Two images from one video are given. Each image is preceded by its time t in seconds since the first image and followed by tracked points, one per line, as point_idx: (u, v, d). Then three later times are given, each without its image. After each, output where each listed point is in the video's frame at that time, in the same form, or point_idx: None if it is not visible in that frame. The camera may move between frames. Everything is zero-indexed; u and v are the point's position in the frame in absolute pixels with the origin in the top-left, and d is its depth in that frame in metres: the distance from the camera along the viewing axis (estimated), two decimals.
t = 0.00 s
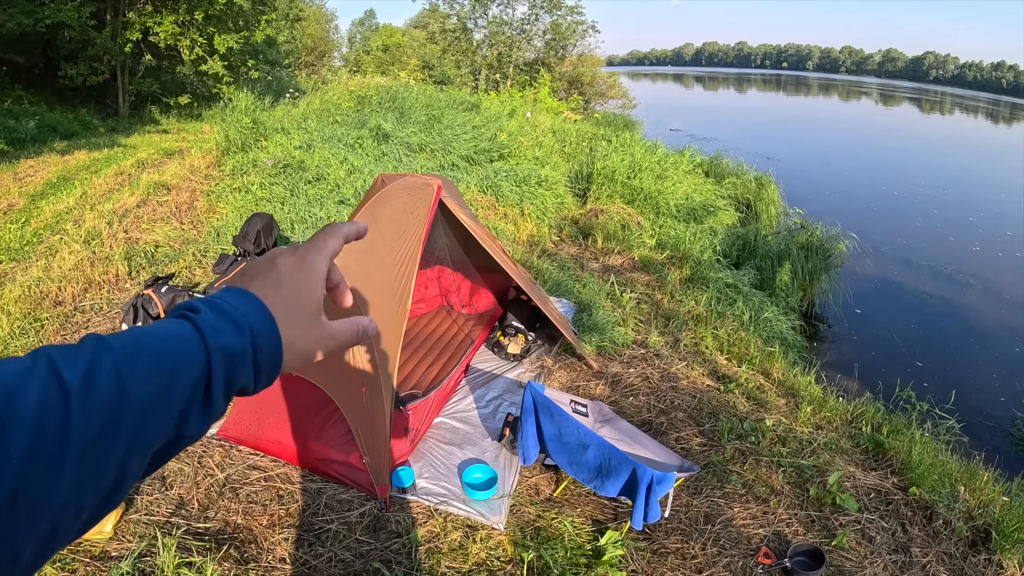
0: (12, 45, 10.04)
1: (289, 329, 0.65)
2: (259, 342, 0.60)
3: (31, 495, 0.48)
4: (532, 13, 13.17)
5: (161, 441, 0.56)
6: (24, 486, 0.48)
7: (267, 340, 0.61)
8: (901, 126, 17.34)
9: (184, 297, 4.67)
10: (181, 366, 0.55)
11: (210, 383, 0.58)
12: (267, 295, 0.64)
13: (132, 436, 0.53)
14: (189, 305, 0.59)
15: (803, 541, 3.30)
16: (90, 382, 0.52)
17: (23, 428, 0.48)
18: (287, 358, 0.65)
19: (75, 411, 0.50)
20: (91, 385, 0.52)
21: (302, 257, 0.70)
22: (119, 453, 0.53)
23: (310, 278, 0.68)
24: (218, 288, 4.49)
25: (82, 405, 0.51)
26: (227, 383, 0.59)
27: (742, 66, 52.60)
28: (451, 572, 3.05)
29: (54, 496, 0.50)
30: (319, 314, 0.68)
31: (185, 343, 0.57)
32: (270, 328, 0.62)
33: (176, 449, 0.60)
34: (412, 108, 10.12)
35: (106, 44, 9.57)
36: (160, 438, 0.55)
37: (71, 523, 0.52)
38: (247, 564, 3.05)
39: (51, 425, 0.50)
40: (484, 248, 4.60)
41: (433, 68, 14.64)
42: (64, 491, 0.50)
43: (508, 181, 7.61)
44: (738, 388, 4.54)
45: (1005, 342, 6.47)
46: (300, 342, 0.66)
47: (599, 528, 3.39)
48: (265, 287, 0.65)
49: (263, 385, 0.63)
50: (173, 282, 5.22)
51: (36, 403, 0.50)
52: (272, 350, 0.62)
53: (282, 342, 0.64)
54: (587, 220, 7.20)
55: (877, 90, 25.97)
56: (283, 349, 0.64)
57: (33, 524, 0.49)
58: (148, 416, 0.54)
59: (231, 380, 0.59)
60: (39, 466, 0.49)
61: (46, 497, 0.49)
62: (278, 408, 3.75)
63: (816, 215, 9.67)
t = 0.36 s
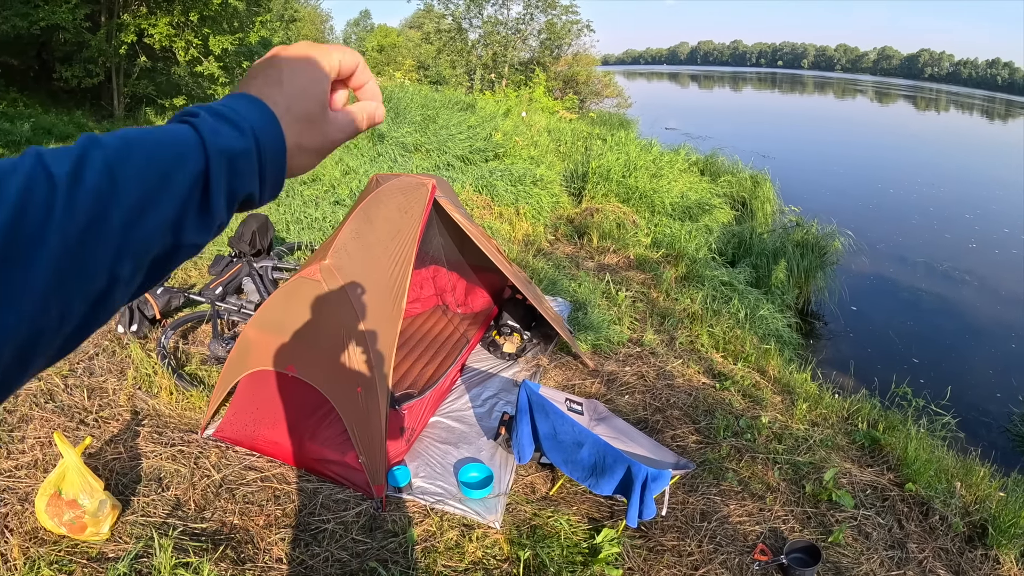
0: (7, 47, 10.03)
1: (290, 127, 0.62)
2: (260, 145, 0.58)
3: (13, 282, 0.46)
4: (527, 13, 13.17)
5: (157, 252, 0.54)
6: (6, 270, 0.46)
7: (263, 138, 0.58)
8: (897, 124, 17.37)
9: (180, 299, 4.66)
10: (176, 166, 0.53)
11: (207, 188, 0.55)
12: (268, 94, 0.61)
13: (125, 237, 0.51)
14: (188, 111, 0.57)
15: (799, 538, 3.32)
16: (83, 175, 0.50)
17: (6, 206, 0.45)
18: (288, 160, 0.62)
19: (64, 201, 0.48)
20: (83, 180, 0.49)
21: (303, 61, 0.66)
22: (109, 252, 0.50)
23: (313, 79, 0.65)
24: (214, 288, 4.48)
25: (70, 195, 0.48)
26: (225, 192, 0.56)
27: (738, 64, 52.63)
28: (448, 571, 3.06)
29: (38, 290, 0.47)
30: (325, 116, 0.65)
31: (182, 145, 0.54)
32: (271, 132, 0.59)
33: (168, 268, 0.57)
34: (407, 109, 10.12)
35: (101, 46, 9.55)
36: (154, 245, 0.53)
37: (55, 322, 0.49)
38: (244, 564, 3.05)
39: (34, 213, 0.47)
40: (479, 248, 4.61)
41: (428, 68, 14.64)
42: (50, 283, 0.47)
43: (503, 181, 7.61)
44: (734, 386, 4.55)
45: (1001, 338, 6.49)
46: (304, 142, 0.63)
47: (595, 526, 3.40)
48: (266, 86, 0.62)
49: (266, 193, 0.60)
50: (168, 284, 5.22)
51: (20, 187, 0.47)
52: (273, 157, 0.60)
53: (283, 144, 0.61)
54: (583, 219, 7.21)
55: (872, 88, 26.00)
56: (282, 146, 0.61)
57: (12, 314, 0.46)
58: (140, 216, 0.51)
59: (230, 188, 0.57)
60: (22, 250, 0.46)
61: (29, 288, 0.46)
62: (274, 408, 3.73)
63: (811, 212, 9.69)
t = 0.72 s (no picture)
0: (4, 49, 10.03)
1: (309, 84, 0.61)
2: (279, 96, 0.56)
3: (35, 211, 0.43)
4: (524, 12, 13.19)
5: (174, 198, 0.52)
6: (23, 200, 0.42)
7: (286, 87, 0.57)
8: (894, 123, 17.39)
9: (176, 299, 4.65)
10: (199, 110, 0.51)
11: (227, 135, 0.53)
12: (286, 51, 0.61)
13: (146, 177, 0.49)
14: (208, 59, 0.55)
15: (794, 536, 3.33)
16: (106, 113, 0.47)
17: (30, 135, 0.43)
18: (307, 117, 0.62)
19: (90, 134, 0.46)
20: (107, 117, 0.47)
21: (318, 19, 0.66)
22: (131, 191, 0.48)
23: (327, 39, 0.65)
24: (210, 288, 4.46)
25: (95, 129, 0.46)
26: (244, 142, 0.55)
27: (736, 63, 52.70)
28: (443, 570, 3.06)
29: (57, 222, 0.44)
30: (335, 74, 0.65)
31: (204, 89, 0.52)
32: (291, 84, 0.58)
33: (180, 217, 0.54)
34: (404, 108, 10.13)
35: (98, 46, 9.54)
36: (173, 190, 0.51)
37: (71, 261, 0.45)
38: (240, 564, 3.06)
39: (58, 143, 0.44)
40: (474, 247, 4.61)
41: (425, 68, 14.64)
42: (69, 218, 0.44)
43: (499, 181, 7.61)
44: (730, 385, 4.56)
45: (997, 336, 6.50)
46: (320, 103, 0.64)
47: (590, 524, 3.40)
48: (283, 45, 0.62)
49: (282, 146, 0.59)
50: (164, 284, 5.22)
51: (43, 117, 0.44)
52: (293, 110, 0.58)
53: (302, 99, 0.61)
54: (579, 218, 7.22)
55: (870, 87, 26.02)
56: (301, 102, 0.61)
57: (29, 244, 0.43)
58: (163, 157, 0.49)
59: (248, 139, 0.55)
60: (43, 177, 0.43)
61: (48, 220, 0.43)
62: (269, 408, 3.72)
63: (808, 211, 9.71)
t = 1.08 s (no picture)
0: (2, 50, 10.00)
1: (320, 128, 0.63)
2: (292, 139, 0.59)
3: (64, 248, 0.45)
4: (522, 12, 13.19)
5: (192, 235, 0.55)
6: (54, 236, 0.45)
7: (299, 131, 0.60)
8: (893, 121, 17.39)
9: (175, 300, 4.64)
10: (217, 152, 0.54)
11: (244, 177, 0.56)
12: (298, 94, 0.63)
13: (168, 216, 0.51)
14: (226, 100, 0.58)
15: (794, 535, 3.32)
16: (133, 151, 0.50)
17: (62, 174, 0.45)
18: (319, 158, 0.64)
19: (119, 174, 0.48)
20: (134, 154, 0.50)
21: (329, 65, 0.68)
22: (154, 228, 0.50)
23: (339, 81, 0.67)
24: (209, 289, 4.46)
25: (124, 168, 0.49)
26: (259, 183, 0.58)
27: (734, 62, 52.70)
28: (443, 570, 3.06)
29: (85, 260, 0.46)
30: (347, 114, 0.67)
31: (224, 131, 0.55)
32: (304, 126, 0.61)
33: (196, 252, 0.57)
34: (402, 108, 10.12)
35: (96, 47, 9.53)
36: (192, 228, 0.54)
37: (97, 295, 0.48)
38: (239, 565, 3.05)
39: (88, 183, 0.47)
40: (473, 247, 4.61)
41: (423, 68, 14.64)
42: (97, 255, 0.47)
43: (498, 181, 7.60)
44: (730, 384, 4.55)
45: (997, 335, 6.50)
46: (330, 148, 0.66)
47: (590, 524, 3.40)
48: (296, 88, 0.64)
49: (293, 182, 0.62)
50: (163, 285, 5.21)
51: (75, 154, 0.47)
52: (306, 151, 0.61)
53: (314, 142, 0.63)
54: (578, 217, 7.21)
55: (868, 87, 26.04)
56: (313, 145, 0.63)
57: (61, 281, 0.45)
58: (185, 195, 0.52)
59: (263, 180, 0.58)
60: (74, 216, 0.46)
61: (77, 257, 0.46)
62: (268, 409, 3.72)
63: (807, 210, 9.71)
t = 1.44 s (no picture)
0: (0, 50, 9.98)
1: (321, 216, 0.62)
2: (295, 228, 0.58)
3: (71, 359, 0.44)
4: (521, 11, 13.18)
5: (198, 329, 0.53)
6: (58, 349, 0.44)
7: (301, 222, 0.58)
8: (892, 120, 17.39)
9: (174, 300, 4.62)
10: (221, 248, 0.52)
11: (249, 268, 0.55)
12: (301, 181, 0.62)
13: (174, 316, 0.50)
14: (228, 191, 0.56)
15: (796, 535, 3.32)
16: (137, 251, 0.48)
17: (65, 283, 0.44)
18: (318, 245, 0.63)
19: (123, 278, 0.47)
20: (138, 254, 0.48)
21: (333, 146, 0.67)
22: (160, 330, 0.49)
23: (344, 164, 0.66)
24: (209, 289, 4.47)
25: (128, 271, 0.47)
26: (261, 274, 0.56)
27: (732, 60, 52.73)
28: (445, 571, 3.05)
29: (92, 371, 0.45)
30: (350, 199, 0.66)
31: (227, 224, 0.53)
32: (306, 216, 0.59)
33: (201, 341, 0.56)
34: (401, 108, 10.10)
35: (95, 47, 9.51)
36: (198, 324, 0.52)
37: (105, 404, 0.47)
38: (240, 567, 3.04)
39: (93, 290, 0.45)
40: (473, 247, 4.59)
41: (422, 67, 14.63)
42: (103, 365, 0.46)
43: (498, 180, 7.59)
44: (731, 383, 4.55)
45: (998, 333, 6.50)
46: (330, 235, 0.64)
47: (592, 525, 3.39)
48: (300, 172, 0.62)
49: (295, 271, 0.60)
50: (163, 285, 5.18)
51: (78, 261, 0.45)
52: (307, 242, 0.60)
53: (315, 230, 0.61)
54: (578, 216, 7.21)
55: (866, 85, 26.06)
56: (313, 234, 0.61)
57: (69, 393, 0.45)
58: (190, 294, 0.51)
59: (266, 271, 0.56)
60: (78, 329, 0.45)
61: (84, 369, 0.45)
62: (269, 409, 3.74)
63: (806, 208, 9.71)
